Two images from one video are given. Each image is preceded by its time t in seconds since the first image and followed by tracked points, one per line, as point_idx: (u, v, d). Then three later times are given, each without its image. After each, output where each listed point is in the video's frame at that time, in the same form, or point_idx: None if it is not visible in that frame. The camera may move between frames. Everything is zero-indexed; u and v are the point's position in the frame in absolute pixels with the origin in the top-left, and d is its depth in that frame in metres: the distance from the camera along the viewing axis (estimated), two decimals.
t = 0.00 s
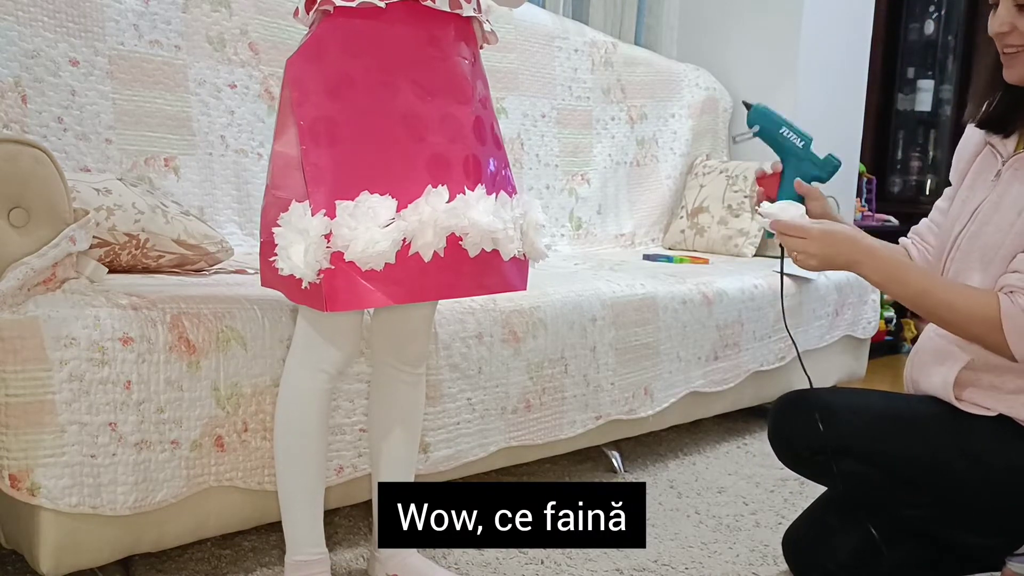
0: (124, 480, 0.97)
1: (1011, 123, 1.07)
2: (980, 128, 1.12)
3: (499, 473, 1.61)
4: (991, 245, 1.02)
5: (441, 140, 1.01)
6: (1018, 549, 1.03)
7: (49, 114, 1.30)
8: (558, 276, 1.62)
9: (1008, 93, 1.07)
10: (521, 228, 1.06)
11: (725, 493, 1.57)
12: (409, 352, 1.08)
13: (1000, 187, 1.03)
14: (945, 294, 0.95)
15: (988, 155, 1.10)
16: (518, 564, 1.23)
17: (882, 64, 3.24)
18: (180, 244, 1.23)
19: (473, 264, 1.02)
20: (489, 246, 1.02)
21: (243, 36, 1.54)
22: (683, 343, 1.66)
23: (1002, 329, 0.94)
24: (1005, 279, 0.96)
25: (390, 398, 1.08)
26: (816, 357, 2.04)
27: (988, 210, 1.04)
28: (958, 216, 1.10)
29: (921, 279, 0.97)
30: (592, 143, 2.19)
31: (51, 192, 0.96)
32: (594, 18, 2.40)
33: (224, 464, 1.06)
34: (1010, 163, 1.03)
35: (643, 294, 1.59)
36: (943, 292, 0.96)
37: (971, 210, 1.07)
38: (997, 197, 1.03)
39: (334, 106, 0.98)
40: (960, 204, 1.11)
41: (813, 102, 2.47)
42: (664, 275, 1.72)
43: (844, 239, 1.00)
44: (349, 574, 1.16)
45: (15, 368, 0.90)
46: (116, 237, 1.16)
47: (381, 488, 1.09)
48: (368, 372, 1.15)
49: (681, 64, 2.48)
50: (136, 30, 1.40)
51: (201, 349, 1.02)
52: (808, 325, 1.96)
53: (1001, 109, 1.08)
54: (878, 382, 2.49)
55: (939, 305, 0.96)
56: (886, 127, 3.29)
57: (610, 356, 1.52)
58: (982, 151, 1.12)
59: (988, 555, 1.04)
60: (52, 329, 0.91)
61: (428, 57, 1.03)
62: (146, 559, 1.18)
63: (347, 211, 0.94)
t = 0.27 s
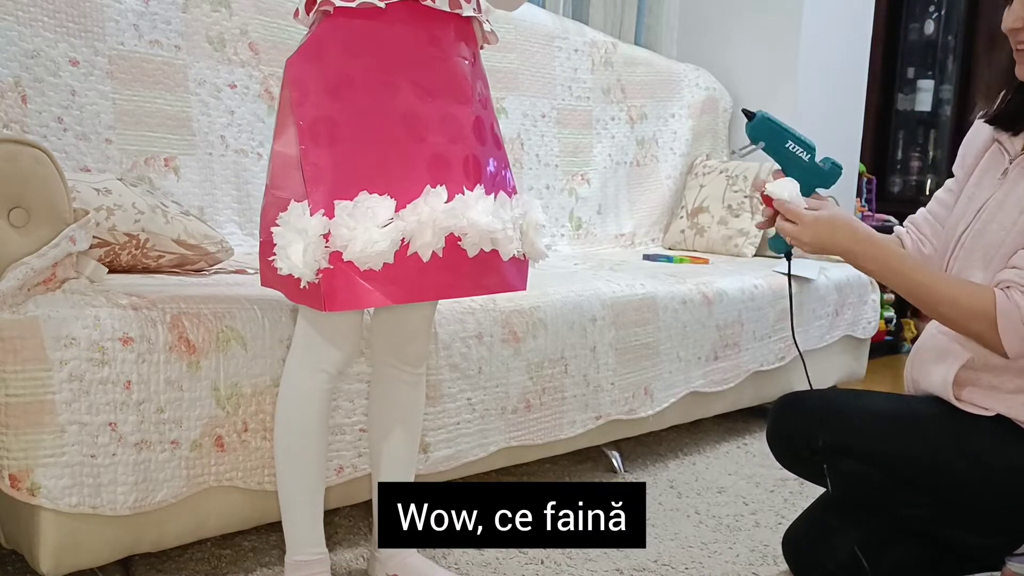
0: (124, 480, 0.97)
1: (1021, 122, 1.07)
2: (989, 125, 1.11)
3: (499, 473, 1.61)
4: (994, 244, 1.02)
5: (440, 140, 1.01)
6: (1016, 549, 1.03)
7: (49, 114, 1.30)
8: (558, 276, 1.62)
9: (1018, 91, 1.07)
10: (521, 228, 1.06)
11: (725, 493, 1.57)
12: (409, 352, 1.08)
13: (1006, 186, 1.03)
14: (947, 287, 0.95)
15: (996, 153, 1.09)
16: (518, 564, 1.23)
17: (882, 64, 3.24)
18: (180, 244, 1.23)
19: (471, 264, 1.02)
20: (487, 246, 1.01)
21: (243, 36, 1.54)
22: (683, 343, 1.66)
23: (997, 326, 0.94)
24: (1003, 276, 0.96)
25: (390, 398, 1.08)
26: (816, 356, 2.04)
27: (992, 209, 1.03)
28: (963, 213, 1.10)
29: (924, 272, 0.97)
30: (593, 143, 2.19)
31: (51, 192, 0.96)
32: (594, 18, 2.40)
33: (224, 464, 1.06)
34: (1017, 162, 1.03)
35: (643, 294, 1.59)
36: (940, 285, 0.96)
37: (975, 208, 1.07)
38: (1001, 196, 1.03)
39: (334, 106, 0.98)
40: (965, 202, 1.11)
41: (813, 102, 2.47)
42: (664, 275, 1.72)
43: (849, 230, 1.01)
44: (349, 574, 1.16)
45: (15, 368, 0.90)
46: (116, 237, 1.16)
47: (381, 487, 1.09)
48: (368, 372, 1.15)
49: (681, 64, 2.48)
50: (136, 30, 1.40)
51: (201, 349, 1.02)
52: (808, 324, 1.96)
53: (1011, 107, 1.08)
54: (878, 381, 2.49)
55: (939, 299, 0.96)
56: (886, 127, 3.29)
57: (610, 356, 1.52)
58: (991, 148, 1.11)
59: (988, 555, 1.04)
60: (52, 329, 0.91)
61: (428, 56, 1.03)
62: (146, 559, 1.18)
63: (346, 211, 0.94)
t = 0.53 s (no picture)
0: (124, 480, 0.97)
1: None
2: (996, 124, 1.11)
3: (498, 473, 1.61)
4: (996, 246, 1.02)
5: (438, 140, 1.01)
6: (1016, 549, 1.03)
7: (49, 114, 1.30)
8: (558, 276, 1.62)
9: None
10: (519, 228, 1.06)
11: (725, 493, 1.57)
12: (409, 352, 1.08)
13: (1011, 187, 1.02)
14: (938, 293, 0.95)
15: (1000, 152, 1.09)
16: (518, 564, 1.23)
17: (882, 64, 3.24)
18: (180, 244, 1.23)
19: (467, 265, 1.02)
20: (484, 247, 1.01)
21: (243, 36, 1.54)
22: (683, 343, 1.66)
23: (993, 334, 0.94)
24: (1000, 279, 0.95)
25: (389, 398, 1.08)
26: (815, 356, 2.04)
27: (996, 210, 1.03)
28: (966, 211, 1.10)
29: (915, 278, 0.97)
30: (592, 143, 2.19)
31: (51, 192, 0.96)
32: (594, 18, 2.40)
33: (224, 464, 1.06)
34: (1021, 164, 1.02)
35: (643, 294, 1.59)
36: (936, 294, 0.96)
37: (979, 208, 1.07)
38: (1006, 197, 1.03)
39: (332, 106, 0.98)
40: (969, 201, 1.10)
41: (813, 102, 2.47)
42: (664, 275, 1.71)
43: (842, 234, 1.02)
44: (349, 574, 1.16)
45: (15, 368, 0.90)
46: (116, 237, 1.16)
47: (381, 487, 1.09)
48: (368, 372, 1.15)
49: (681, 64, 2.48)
50: (136, 30, 1.40)
51: (201, 349, 1.02)
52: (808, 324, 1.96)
53: (1017, 107, 1.07)
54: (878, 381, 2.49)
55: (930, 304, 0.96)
56: (886, 127, 3.29)
57: (610, 356, 1.52)
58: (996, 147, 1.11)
59: (987, 554, 1.03)
60: (52, 329, 0.91)
61: (426, 56, 1.03)
62: (146, 559, 1.18)
63: (342, 211, 0.94)
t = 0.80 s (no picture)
0: (124, 480, 0.97)
1: None
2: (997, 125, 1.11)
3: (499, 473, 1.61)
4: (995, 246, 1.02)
5: (434, 140, 1.01)
6: (1015, 549, 1.03)
7: (49, 114, 1.30)
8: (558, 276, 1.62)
9: None
10: (517, 228, 1.06)
11: (725, 493, 1.57)
12: (408, 352, 1.08)
13: (1011, 190, 1.02)
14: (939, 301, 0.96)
15: (1000, 154, 1.09)
16: (518, 564, 1.23)
17: (882, 64, 3.24)
18: (180, 244, 1.23)
19: (462, 265, 1.02)
20: (479, 246, 1.01)
21: (243, 36, 1.54)
22: (683, 343, 1.66)
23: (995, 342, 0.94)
24: (1002, 292, 0.96)
25: (389, 398, 1.08)
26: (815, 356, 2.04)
27: (997, 213, 1.03)
28: (966, 212, 1.11)
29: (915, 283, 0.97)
30: (592, 143, 2.19)
31: (51, 192, 0.96)
32: (594, 18, 2.40)
33: (224, 464, 1.06)
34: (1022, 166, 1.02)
35: (643, 294, 1.59)
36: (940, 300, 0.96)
37: (979, 210, 1.07)
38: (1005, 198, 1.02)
39: (328, 105, 0.98)
40: (969, 202, 1.10)
41: (813, 102, 2.47)
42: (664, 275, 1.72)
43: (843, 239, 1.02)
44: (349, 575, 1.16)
45: (15, 368, 0.89)
46: (116, 236, 1.16)
47: (381, 488, 1.09)
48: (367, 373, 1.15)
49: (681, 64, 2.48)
50: (136, 30, 1.40)
51: (200, 349, 1.02)
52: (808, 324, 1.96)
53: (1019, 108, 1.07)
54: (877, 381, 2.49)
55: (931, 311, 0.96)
56: (886, 127, 3.29)
57: (610, 356, 1.52)
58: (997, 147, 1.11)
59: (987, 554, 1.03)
60: (52, 329, 0.91)
61: (423, 57, 1.03)
62: (147, 559, 1.18)
63: (335, 210, 0.94)
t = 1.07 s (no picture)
0: (124, 480, 0.97)
1: None
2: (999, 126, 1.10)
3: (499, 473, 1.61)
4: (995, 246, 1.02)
5: (434, 140, 1.01)
6: (1016, 549, 1.03)
7: (49, 114, 1.30)
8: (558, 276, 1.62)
9: None
10: (517, 229, 1.06)
11: (725, 493, 1.57)
12: (408, 352, 1.08)
13: (1013, 192, 1.02)
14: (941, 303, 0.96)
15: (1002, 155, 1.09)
16: (518, 564, 1.23)
17: (882, 64, 3.24)
18: (180, 244, 1.23)
19: (462, 265, 1.02)
20: (479, 247, 1.01)
21: (243, 36, 1.54)
22: (683, 343, 1.66)
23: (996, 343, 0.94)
24: (1003, 296, 0.96)
25: (389, 398, 1.08)
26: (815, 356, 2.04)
27: (998, 215, 1.03)
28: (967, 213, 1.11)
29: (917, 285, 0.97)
30: (592, 143, 2.19)
31: (51, 192, 0.96)
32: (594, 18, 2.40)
33: (224, 464, 1.06)
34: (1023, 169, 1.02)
35: (643, 294, 1.59)
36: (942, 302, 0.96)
37: (980, 212, 1.07)
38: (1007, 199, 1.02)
39: (328, 105, 0.98)
40: (971, 203, 1.10)
41: (813, 102, 2.47)
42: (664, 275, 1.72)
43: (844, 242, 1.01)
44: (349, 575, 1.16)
45: (15, 368, 0.89)
46: (116, 237, 1.16)
47: (381, 488, 1.09)
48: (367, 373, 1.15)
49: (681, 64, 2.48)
50: (136, 31, 1.40)
51: (200, 349, 1.02)
52: (808, 324, 1.96)
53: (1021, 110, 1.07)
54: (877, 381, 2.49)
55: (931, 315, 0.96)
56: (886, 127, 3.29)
57: (610, 356, 1.52)
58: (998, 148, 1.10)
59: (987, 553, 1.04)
60: (52, 329, 0.91)
61: (423, 57, 1.03)
62: (147, 559, 1.18)
63: (335, 210, 0.94)
